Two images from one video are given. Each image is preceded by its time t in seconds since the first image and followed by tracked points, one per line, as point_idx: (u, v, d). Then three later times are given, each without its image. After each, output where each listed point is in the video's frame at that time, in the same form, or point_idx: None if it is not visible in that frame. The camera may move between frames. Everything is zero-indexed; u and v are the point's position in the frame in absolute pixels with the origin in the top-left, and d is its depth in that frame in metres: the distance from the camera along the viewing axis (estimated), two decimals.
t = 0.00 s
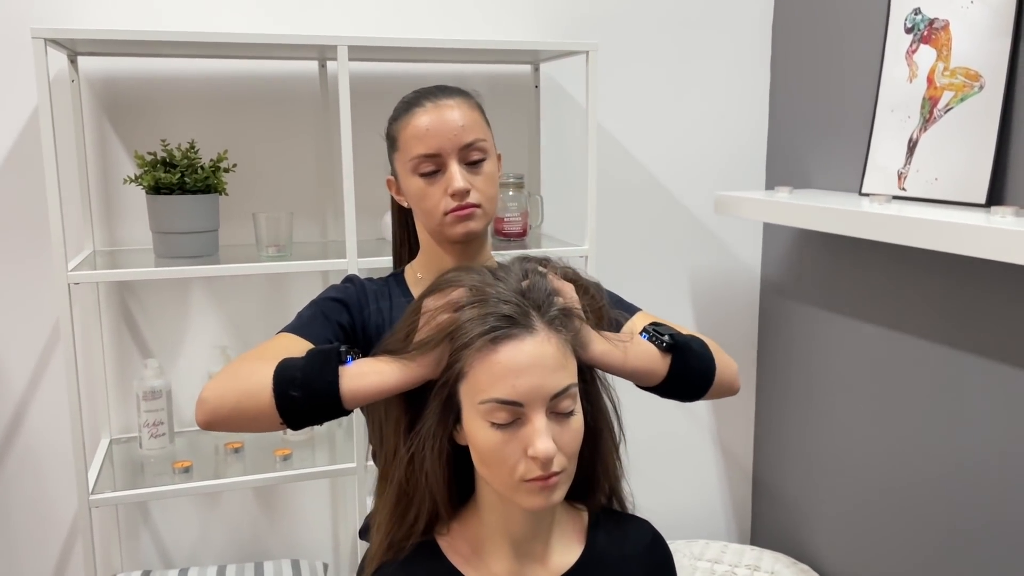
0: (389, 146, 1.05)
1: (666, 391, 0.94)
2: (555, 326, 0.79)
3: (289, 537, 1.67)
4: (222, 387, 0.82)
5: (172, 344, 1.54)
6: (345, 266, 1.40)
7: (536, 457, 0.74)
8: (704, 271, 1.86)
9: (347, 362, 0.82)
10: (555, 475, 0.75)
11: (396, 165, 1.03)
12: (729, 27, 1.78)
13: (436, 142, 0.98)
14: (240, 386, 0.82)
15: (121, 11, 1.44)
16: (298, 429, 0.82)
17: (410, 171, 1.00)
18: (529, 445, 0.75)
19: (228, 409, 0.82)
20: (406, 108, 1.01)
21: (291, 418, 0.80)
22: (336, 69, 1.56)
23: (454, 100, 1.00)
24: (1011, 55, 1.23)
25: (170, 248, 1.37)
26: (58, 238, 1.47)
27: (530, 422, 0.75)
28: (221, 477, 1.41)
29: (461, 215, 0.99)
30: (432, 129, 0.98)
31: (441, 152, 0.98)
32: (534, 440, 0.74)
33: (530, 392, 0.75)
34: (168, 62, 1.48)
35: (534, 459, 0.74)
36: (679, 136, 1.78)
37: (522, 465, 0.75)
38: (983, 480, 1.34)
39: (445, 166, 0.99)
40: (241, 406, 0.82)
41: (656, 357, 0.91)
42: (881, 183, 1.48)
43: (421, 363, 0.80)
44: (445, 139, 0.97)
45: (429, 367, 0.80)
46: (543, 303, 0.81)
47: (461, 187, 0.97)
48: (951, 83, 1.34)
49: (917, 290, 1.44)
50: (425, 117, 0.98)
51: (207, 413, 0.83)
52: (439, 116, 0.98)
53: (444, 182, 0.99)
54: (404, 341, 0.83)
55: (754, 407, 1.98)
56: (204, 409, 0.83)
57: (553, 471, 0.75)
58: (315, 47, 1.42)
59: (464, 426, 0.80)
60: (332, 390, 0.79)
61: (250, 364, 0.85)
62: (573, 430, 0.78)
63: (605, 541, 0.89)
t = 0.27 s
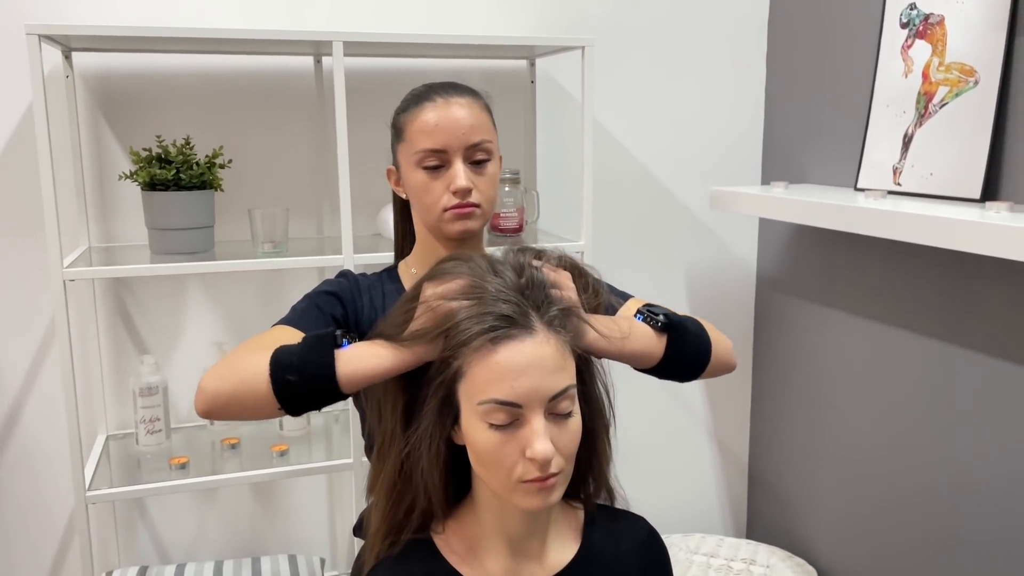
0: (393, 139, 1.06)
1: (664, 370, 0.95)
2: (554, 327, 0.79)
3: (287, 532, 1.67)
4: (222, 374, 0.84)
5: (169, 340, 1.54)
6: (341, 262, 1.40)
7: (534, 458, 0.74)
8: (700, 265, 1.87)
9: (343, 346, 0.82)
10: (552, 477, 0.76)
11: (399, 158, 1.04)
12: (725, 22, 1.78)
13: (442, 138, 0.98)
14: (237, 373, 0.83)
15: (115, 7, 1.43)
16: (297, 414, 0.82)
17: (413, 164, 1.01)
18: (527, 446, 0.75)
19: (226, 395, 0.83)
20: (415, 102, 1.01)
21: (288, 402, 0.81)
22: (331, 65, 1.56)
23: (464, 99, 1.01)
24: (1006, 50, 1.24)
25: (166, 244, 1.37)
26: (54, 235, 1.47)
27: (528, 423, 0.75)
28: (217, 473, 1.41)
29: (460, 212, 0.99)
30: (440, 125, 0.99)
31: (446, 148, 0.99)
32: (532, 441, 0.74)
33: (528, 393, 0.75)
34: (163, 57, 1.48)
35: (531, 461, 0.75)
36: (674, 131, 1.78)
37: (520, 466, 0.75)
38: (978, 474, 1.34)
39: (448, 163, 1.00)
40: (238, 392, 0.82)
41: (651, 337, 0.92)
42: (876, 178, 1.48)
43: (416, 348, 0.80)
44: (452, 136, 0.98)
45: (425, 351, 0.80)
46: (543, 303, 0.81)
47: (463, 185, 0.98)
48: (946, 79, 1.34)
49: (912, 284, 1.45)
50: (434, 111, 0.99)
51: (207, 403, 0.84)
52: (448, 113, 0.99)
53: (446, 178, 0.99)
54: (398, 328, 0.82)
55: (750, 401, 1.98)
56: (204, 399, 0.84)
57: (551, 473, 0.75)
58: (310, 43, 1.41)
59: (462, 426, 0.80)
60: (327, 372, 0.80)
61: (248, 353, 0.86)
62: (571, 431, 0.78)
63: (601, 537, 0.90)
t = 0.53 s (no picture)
0: (411, 126, 1.07)
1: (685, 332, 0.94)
2: (560, 334, 0.79)
3: (283, 528, 1.68)
4: (201, 306, 0.81)
5: (165, 336, 1.54)
6: (337, 258, 1.40)
7: (532, 463, 0.74)
8: (695, 260, 1.87)
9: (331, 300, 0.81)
10: (550, 481, 0.76)
11: (414, 143, 1.05)
12: (720, 17, 1.78)
13: (466, 132, 1.00)
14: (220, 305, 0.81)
15: (108, 3, 1.43)
16: (264, 355, 0.78)
17: (429, 151, 1.02)
18: (525, 451, 0.75)
19: (197, 326, 0.80)
20: (445, 94, 1.03)
21: (257, 336, 0.77)
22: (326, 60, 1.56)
23: (494, 106, 1.03)
24: (1000, 46, 1.24)
25: (161, 241, 1.37)
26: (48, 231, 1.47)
27: (527, 428, 0.75)
28: (214, 469, 1.41)
29: (464, 206, 1.00)
30: (466, 120, 1.00)
31: (467, 143, 1.00)
32: (531, 446, 0.75)
33: (528, 399, 0.75)
34: (157, 53, 1.47)
35: (529, 465, 0.75)
36: (670, 126, 1.79)
37: (518, 469, 0.75)
38: (971, 469, 1.35)
39: (463, 157, 1.01)
40: (213, 320, 0.79)
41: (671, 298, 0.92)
42: (870, 173, 1.48)
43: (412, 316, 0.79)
44: (476, 134, 1.00)
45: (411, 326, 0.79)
46: (551, 308, 0.80)
47: (476, 180, 0.99)
48: (941, 74, 1.34)
49: (906, 280, 1.45)
50: (464, 107, 1.01)
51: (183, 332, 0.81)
52: (479, 111, 1.01)
53: (459, 171, 1.00)
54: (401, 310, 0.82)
55: (745, 396, 1.99)
56: (181, 326, 0.81)
57: (549, 477, 0.76)
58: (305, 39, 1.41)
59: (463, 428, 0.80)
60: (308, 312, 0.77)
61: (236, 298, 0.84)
62: (571, 436, 0.78)
63: (598, 538, 0.90)
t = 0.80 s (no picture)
0: (423, 120, 1.06)
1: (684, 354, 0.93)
2: (553, 338, 0.79)
3: (278, 523, 1.68)
4: (199, 329, 0.76)
5: (158, 332, 1.54)
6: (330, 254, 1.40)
7: (525, 464, 0.75)
8: (690, 255, 1.87)
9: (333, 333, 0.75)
10: (542, 480, 0.77)
11: (425, 133, 1.04)
12: (714, 11, 1.78)
13: (483, 131, 1.00)
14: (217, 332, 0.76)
15: None
16: (265, 392, 0.74)
17: (440, 142, 1.01)
18: (518, 451, 0.75)
19: (192, 353, 0.75)
20: (467, 95, 1.04)
21: (258, 373, 0.73)
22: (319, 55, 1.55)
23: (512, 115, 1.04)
24: (992, 40, 1.24)
25: (154, 237, 1.37)
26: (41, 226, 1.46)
27: (520, 429, 0.76)
28: (209, 465, 1.41)
29: (467, 200, 0.99)
30: (484, 120, 1.00)
31: (481, 142, 1.00)
32: (523, 447, 0.75)
33: (522, 401, 0.75)
34: (148, 48, 1.47)
35: (521, 465, 0.75)
36: (664, 120, 1.78)
37: (510, 469, 0.76)
38: (964, 462, 1.36)
39: (473, 155, 1.00)
40: (209, 349, 0.75)
41: (669, 325, 0.90)
42: (864, 168, 1.49)
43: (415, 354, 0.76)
44: (493, 135, 1.00)
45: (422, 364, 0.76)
46: (545, 313, 0.80)
47: (482, 178, 0.98)
48: (934, 68, 1.34)
49: (899, 274, 1.45)
50: (484, 107, 1.01)
51: (173, 357, 0.76)
52: (498, 116, 1.01)
53: (467, 167, 1.00)
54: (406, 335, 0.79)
55: (740, 390, 1.99)
56: (172, 351, 0.76)
57: (541, 477, 0.76)
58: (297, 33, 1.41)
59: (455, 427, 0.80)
60: (313, 351, 0.72)
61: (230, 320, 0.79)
62: (563, 436, 0.79)
63: (588, 537, 0.90)
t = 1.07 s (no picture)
0: (431, 117, 1.04)
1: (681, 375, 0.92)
2: (550, 341, 0.79)
3: (273, 519, 1.68)
4: (195, 366, 0.74)
5: (152, 329, 1.54)
6: (323, 250, 1.39)
7: (520, 464, 0.75)
8: (684, 250, 1.87)
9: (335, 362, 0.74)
10: (536, 479, 0.77)
11: (432, 131, 1.02)
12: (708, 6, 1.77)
13: (494, 135, 0.98)
14: (215, 365, 0.74)
15: None
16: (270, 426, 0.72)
17: (448, 142, 0.99)
18: (513, 452, 0.76)
19: (194, 392, 0.73)
20: (478, 96, 1.02)
21: (264, 410, 0.71)
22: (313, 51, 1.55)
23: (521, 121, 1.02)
24: (985, 35, 1.24)
25: (147, 234, 1.37)
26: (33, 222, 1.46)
27: (515, 430, 0.76)
28: (203, 461, 1.41)
29: (472, 204, 0.97)
30: (495, 124, 0.99)
31: (491, 145, 0.98)
32: (519, 448, 0.75)
33: (518, 403, 0.75)
34: (141, 43, 1.46)
35: (517, 465, 0.75)
36: (659, 115, 1.78)
37: (505, 469, 0.76)
38: (957, 457, 1.36)
39: (481, 158, 0.98)
40: (210, 386, 0.73)
41: (666, 346, 0.90)
42: (857, 163, 1.49)
43: (414, 376, 0.75)
44: (502, 140, 0.98)
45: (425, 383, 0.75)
46: (541, 318, 0.80)
47: (490, 181, 0.96)
48: (927, 63, 1.34)
49: (893, 269, 1.45)
50: (495, 111, 1.00)
51: (170, 391, 0.74)
52: (508, 120, 1.00)
53: (474, 169, 0.98)
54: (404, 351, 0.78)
55: (734, 385, 1.99)
56: (168, 385, 0.74)
57: (536, 476, 0.77)
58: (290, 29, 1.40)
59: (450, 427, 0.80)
60: (319, 388, 0.71)
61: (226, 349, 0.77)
62: (558, 436, 0.79)
63: (579, 537, 0.90)
